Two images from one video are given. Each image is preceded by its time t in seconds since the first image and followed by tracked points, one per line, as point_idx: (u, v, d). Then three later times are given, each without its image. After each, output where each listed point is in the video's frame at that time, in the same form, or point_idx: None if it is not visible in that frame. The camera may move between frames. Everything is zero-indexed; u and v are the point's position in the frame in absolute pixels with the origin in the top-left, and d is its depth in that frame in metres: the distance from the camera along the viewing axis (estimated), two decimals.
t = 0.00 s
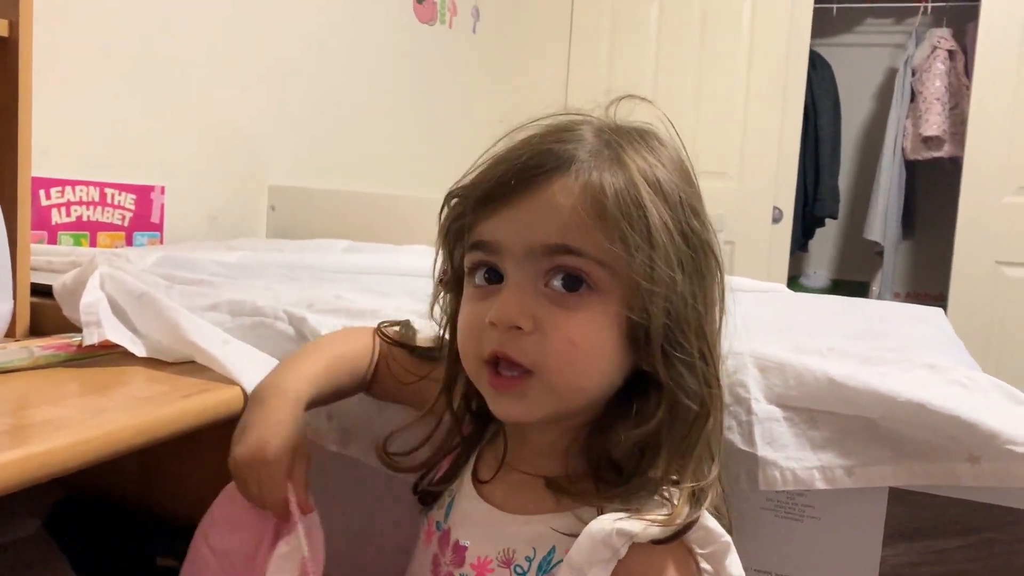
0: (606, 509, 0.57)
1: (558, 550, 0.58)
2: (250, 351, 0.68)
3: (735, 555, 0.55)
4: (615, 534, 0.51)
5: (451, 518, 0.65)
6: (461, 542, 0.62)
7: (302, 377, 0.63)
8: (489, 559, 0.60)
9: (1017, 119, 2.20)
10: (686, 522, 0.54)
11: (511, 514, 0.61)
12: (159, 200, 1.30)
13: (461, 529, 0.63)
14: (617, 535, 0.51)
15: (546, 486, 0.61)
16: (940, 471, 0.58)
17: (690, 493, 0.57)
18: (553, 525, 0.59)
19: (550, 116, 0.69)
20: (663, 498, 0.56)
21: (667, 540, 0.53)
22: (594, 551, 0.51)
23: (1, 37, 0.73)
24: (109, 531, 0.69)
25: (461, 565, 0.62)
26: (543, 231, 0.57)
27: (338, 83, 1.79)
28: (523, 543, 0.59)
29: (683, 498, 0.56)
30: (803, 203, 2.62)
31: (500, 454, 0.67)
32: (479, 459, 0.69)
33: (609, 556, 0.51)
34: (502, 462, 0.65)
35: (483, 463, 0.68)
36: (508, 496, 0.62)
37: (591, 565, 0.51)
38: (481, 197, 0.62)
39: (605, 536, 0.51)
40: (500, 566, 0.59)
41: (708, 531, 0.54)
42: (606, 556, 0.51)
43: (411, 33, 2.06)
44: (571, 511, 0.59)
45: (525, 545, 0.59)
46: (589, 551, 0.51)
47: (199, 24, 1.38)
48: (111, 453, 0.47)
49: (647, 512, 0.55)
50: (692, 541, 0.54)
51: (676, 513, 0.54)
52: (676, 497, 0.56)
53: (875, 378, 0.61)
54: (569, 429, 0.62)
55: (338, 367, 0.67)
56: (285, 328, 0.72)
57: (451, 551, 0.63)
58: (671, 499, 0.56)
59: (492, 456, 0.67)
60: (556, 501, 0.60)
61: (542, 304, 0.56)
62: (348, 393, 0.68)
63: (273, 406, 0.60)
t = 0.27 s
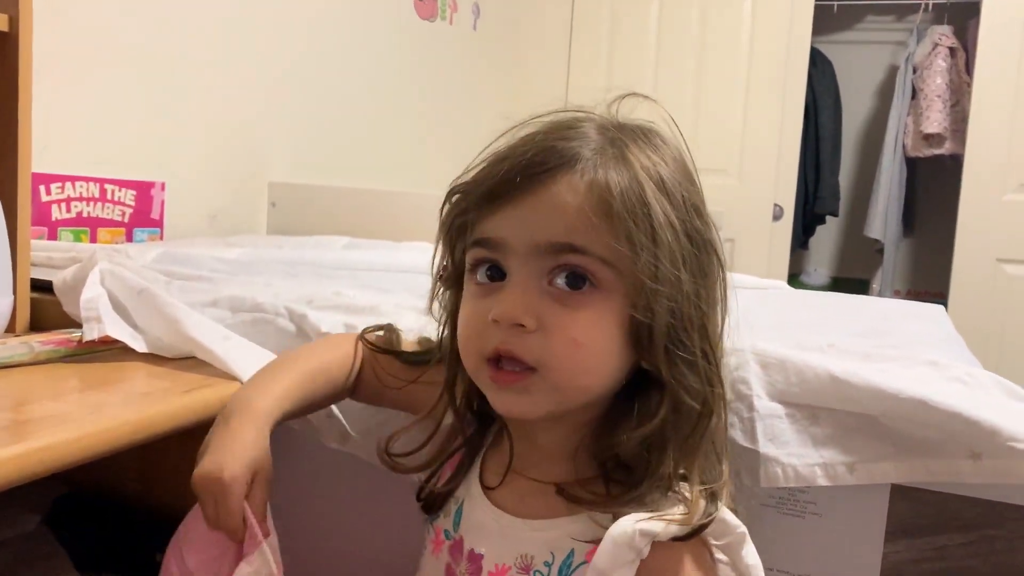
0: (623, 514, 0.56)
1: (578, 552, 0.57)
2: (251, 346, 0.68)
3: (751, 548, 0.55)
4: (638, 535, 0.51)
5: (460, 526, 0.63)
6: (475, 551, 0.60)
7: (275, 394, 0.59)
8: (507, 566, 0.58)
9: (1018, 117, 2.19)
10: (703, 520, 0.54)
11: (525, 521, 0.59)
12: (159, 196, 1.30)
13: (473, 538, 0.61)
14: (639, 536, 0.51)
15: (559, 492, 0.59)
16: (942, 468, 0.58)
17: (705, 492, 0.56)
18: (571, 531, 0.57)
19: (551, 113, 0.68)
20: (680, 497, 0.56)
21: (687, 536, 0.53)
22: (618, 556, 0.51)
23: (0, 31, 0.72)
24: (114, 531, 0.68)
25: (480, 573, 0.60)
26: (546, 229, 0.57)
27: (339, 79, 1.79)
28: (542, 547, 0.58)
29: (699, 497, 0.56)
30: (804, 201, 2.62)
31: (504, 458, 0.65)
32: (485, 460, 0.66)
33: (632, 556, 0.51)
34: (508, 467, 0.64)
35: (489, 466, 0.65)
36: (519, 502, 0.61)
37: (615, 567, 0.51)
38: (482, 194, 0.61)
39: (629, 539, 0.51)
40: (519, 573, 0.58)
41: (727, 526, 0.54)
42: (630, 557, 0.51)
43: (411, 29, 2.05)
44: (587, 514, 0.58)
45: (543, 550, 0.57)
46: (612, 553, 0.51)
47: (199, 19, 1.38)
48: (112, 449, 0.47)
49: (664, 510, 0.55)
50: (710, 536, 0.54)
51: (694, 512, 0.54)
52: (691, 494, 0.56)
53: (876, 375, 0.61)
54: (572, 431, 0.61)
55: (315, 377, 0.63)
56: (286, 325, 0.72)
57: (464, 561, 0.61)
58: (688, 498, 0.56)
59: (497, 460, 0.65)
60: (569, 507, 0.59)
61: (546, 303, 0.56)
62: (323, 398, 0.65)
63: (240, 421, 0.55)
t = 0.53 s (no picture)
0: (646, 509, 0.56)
1: (602, 547, 0.56)
2: (253, 344, 0.68)
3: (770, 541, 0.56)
4: (670, 529, 0.51)
5: (474, 524, 0.62)
6: (492, 548, 0.59)
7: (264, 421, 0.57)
8: (528, 562, 0.57)
9: (1018, 114, 2.19)
10: (730, 515, 0.53)
11: (543, 518, 0.58)
12: (160, 194, 1.30)
13: (490, 536, 0.60)
14: (669, 529, 0.51)
15: (580, 489, 0.59)
16: (942, 465, 0.58)
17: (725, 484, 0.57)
18: (594, 527, 0.57)
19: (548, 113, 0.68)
20: (703, 490, 0.56)
21: (714, 531, 0.53)
22: (647, 548, 0.51)
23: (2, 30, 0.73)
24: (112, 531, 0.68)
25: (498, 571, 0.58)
26: (558, 228, 0.56)
27: (339, 77, 1.79)
28: (565, 542, 0.57)
29: (720, 489, 0.56)
30: (804, 198, 2.62)
31: (521, 454, 0.64)
32: (498, 459, 0.66)
33: (662, 549, 0.51)
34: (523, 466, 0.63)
35: (503, 465, 0.65)
36: (534, 497, 0.60)
37: (646, 561, 0.51)
38: (490, 198, 0.60)
39: (661, 532, 0.51)
40: (541, 569, 0.57)
41: (752, 521, 0.54)
42: (659, 550, 0.51)
43: (412, 27, 2.05)
44: (611, 509, 0.57)
45: (567, 545, 0.57)
46: (644, 546, 0.51)
47: (199, 17, 1.38)
48: (113, 446, 0.47)
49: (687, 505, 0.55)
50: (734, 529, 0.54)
51: (718, 505, 0.54)
52: (713, 489, 0.56)
53: (877, 373, 0.61)
54: (590, 428, 0.61)
55: (309, 399, 0.61)
56: (287, 323, 0.72)
57: (481, 559, 0.60)
58: (709, 490, 0.56)
59: (513, 457, 0.65)
60: (592, 504, 0.58)
61: (562, 302, 0.56)
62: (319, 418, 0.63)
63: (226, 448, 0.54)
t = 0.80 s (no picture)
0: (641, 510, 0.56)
1: (594, 550, 0.56)
2: (251, 344, 0.68)
3: (769, 544, 0.56)
4: (654, 532, 0.51)
5: (471, 523, 0.62)
6: (486, 548, 0.59)
7: (255, 459, 0.54)
8: (520, 563, 0.57)
9: (1017, 113, 2.20)
10: (721, 519, 0.53)
11: (541, 517, 0.58)
12: (160, 194, 1.30)
13: (485, 535, 0.60)
14: (655, 533, 0.51)
15: (578, 486, 0.59)
16: (941, 463, 0.58)
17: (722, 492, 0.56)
18: (588, 527, 0.57)
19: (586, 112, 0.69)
20: (698, 494, 0.56)
21: (702, 537, 0.53)
22: (633, 552, 0.51)
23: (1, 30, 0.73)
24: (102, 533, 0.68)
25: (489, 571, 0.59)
26: (579, 214, 0.57)
27: (339, 76, 1.79)
28: (557, 545, 0.57)
29: (715, 495, 0.55)
30: (803, 196, 2.62)
31: (525, 450, 0.64)
32: (501, 455, 0.66)
33: (648, 553, 0.51)
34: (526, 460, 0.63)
35: (507, 461, 0.65)
36: (532, 496, 0.60)
37: (632, 565, 0.51)
38: (516, 182, 0.61)
39: (644, 536, 0.51)
40: (532, 571, 0.57)
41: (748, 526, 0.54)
42: (645, 554, 0.51)
43: (411, 27, 2.05)
44: (604, 510, 0.57)
45: (559, 548, 0.57)
46: (630, 551, 0.51)
47: (198, 16, 1.38)
48: (115, 447, 0.47)
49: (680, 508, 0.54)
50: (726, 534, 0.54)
51: (710, 511, 0.54)
52: (708, 493, 0.56)
53: (877, 371, 0.61)
54: (598, 424, 0.61)
55: (301, 421, 0.59)
56: (286, 323, 0.71)
57: (475, 558, 0.60)
58: (704, 495, 0.55)
59: (517, 453, 0.65)
60: (590, 503, 0.58)
61: (574, 286, 0.56)
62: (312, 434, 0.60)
63: (224, 480, 0.51)
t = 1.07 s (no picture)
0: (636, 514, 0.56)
1: (587, 556, 0.56)
2: (246, 345, 0.68)
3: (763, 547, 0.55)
4: (648, 538, 0.51)
5: (466, 524, 0.62)
6: (480, 550, 0.59)
7: (233, 472, 0.52)
8: (513, 567, 0.57)
9: (1014, 111, 2.20)
10: (713, 524, 0.53)
11: (533, 519, 0.58)
12: (157, 194, 1.30)
13: (479, 537, 0.60)
14: (649, 538, 0.51)
15: (569, 488, 0.59)
16: (937, 463, 0.58)
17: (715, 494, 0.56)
18: (580, 529, 0.57)
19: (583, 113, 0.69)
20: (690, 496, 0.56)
21: (695, 540, 0.53)
22: (626, 558, 0.50)
23: None
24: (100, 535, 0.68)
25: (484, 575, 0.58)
26: (569, 210, 0.57)
27: (336, 76, 1.79)
28: (549, 548, 0.57)
29: (707, 496, 0.55)
30: (801, 195, 2.62)
31: (519, 453, 0.64)
32: (496, 454, 0.66)
33: (641, 559, 0.51)
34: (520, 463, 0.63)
35: (500, 461, 0.65)
36: (525, 498, 0.60)
37: (625, 570, 0.51)
38: (508, 179, 0.61)
39: (638, 543, 0.50)
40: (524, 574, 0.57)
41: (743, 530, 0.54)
42: (639, 560, 0.51)
43: (409, 26, 2.05)
44: (597, 514, 0.57)
45: (551, 552, 0.56)
46: (623, 557, 0.50)
47: (195, 16, 1.37)
48: (110, 449, 0.47)
49: (672, 511, 0.54)
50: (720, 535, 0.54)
51: (703, 515, 0.53)
52: (700, 497, 0.55)
53: (873, 371, 0.61)
54: (591, 426, 0.61)
55: (279, 438, 0.57)
56: (282, 324, 0.71)
57: (469, 560, 0.60)
58: (697, 497, 0.55)
59: (511, 455, 0.64)
60: (581, 506, 0.58)
61: (563, 282, 0.56)
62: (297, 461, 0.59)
63: (196, 487, 0.48)
